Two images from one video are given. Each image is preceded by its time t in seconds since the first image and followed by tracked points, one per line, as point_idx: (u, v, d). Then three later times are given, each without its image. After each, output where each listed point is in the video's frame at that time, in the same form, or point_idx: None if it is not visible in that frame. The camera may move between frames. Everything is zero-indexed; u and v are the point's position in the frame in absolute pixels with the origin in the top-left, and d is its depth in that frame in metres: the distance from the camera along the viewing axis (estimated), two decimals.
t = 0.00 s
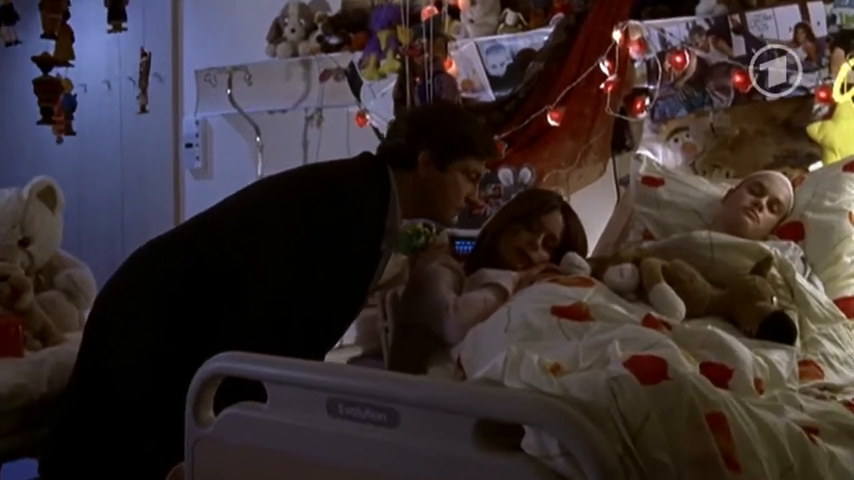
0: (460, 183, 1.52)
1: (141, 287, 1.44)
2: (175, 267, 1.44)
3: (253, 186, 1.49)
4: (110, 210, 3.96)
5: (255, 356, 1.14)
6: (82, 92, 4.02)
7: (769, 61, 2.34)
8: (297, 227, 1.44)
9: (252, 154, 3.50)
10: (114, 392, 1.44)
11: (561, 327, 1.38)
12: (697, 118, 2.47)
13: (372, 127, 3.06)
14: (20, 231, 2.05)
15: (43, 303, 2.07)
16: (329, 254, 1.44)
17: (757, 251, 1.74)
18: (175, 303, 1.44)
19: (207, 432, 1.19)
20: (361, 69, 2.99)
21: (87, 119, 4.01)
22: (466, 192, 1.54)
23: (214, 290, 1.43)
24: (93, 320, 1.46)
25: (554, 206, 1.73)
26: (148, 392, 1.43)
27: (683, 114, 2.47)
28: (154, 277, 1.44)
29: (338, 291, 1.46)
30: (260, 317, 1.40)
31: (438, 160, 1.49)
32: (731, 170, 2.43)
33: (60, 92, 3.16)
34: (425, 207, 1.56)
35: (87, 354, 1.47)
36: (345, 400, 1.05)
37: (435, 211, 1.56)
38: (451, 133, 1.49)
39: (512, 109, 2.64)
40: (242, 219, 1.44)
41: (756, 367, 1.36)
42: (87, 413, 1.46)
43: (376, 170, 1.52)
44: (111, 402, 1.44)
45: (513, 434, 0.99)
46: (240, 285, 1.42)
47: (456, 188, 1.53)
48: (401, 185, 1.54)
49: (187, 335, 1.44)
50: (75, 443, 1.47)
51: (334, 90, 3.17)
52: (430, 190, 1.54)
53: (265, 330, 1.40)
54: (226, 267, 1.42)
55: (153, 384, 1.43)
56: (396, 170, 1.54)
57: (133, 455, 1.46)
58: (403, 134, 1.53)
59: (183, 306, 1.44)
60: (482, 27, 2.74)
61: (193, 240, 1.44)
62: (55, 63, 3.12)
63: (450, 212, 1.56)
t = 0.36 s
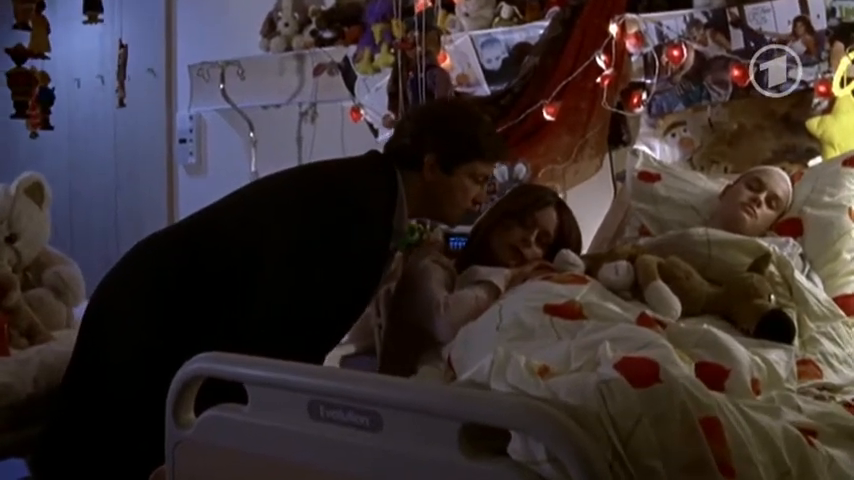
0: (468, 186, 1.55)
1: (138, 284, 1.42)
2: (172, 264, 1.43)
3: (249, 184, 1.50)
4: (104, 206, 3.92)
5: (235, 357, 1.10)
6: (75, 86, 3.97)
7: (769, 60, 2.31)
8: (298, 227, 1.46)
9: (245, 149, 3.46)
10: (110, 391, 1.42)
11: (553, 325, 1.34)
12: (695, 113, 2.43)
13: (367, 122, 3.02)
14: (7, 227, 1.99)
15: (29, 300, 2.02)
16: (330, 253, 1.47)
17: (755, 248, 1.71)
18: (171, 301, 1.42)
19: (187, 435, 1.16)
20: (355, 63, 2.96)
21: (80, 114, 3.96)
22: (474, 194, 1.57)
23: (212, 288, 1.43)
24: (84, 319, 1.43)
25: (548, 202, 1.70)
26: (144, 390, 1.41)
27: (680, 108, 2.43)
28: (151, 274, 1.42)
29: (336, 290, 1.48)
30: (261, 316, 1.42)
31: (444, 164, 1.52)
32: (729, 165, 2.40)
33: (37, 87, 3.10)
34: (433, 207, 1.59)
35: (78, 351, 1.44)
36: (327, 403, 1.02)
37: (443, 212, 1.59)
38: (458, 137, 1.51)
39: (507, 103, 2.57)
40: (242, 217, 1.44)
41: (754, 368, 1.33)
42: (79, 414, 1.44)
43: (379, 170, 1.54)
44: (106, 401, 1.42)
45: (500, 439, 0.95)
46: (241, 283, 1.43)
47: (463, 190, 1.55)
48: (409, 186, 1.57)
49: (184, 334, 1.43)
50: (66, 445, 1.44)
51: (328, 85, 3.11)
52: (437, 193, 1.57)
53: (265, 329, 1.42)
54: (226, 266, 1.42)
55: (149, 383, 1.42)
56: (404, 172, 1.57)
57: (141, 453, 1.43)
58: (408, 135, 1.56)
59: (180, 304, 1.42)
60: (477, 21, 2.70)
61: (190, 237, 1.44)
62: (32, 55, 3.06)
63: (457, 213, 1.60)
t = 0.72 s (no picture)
0: (471, 186, 1.62)
1: (131, 283, 1.38)
2: (166, 263, 1.38)
3: (248, 184, 1.46)
4: (96, 202, 3.88)
5: (212, 359, 1.07)
6: (67, 83, 3.93)
7: (768, 57, 2.27)
8: (298, 226, 1.41)
9: (238, 145, 3.43)
10: (102, 390, 1.39)
11: (545, 325, 1.31)
12: (691, 109, 2.39)
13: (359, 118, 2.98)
14: None
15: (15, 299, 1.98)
16: (330, 253, 1.42)
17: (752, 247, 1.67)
18: (165, 300, 1.38)
19: (166, 439, 1.12)
20: (347, 59, 2.94)
21: (72, 111, 3.92)
22: (479, 195, 1.65)
23: (208, 289, 1.38)
24: (79, 315, 1.40)
25: (540, 199, 1.64)
26: (135, 391, 1.38)
27: (677, 104, 2.40)
28: (145, 273, 1.38)
29: (336, 293, 1.43)
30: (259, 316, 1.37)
31: (448, 168, 1.59)
32: (725, 161, 2.36)
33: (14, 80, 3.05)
34: (435, 208, 1.66)
35: (71, 349, 1.41)
36: (306, 407, 0.98)
37: (446, 213, 1.66)
38: (460, 142, 1.58)
39: (502, 99, 2.52)
40: (239, 216, 1.40)
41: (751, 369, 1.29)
42: (70, 412, 1.41)
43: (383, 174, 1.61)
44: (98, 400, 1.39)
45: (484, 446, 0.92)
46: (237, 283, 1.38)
47: (468, 192, 1.63)
48: (412, 188, 1.64)
49: (178, 335, 1.39)
50: (57, 444, 1.42)
51: (321, 80, 3.11)
52: (440, 194, 1.64)
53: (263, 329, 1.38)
54: (221, 265, 1.38)
55: (140, 382, 1.38)
56: (408, 176, 1.63)
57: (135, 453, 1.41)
58: (412, 138, 1.62)
59: (173, 304, 1.38)
60: (471, 16, 2.67)
61: (186, 235, 1.39)
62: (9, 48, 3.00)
63: (459, 215, 1.66)
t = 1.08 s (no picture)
0: (472, 192, 1.44)
1: (123, 279, 1.34)
2: (160, 260, 1.34)
3: (251, 180, 1.40)
4: (86, 198, 3.82)
5: (189, 360, 1.04)
6: (57, 78, 3.88)
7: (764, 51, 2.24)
8: (293, 224, 1.34)
9: (230, 140, 3.39)
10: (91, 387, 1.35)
11: (534, 325, 1.26)
12: (687, 104, 2.36)
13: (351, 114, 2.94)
14: None
15: None
16: (324, 254, 1.34)
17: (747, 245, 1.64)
18: (158, 297, 1.34)
19: (142, 443, 1.09)
20: (339, 54, 2.90)
21: (62, 106, 3.86)
22: (479, 199, 1.47)
23: (204, 284, 1.34)
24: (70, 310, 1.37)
25: (532, 196, 1.60)
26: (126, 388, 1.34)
27: (672, 99, 2.36)
28: (138, 268, 1.34)
29: (332, 294, 1.36)
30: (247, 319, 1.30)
31: (445, 175, 1.41)
32: (721, 157, 2.32)
33: None
34: (435, 214, 1.49)
35: (63, 344, 1.38)
36: (283, 411, 0.95)
37: (447, 219, 1.50)
38: (457, 144, 1.39)
39: (496, 93, 2.49)
40: (235, 213, 1.35)
41: (747, 370, 1.26)
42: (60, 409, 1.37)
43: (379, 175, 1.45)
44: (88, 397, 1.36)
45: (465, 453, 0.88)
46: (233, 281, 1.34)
47: (467, 197, 1.45)
48: (410, 193, 1.47)
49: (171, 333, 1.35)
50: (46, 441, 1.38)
51: (313, 76, 3.07)
52: (440, 199, 1.46)
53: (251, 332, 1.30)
54: (218, 261, 1.34)
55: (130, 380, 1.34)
56: (406, 180, 1.46)
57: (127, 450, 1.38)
58: (409, 140, 1.44)
59: (168, 301, 1.34)
60: (465, 10, 2.64)
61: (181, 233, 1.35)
62: None
63: (462, 219, 1.49)
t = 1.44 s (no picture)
0: (466, 195, 1.41)
1: (113, 276, 1.30)
2: (150, 258, 1.30)
3: (243, 179, 1.37)
4: (78, 197, 3.77)
5: (168, 364, 1.01)
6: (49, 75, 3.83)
7: (761, 48, 2.21)
8: (285, 225, 1.30)
9: (221, 138, 3.36)
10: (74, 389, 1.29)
11: (523, 326, 1.22)
12: (683, 101, 2.32)
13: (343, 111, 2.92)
14: None
15: None
16: (318, 256, 1.30)
17: (742, 244, 1.61)
18: (147, 297, 1.30)
19: (118, 448, 1.06)
20: (332, 50, 2.87)
21: (54, 103, 3.82)
22: (473, 202, 1.44)
23: (194, 284, 1.30)
24: (56, 309, 1.32)
25: (524, 194, 1.57)
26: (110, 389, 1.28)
27: (667, 96, 2.34)
28: (128, 265, 1.30)
29: (323, 297, 1.32)
30: (237, 321, 1.25)
31: (440, 176, 1.38)
32: (717, 154, 2.28)
33: None
34: (427, 215, 1.47)
35: (45, 347, 1.31)
36: (260, 417, 0.92)
37: (439, 220, 1.47)
38: (452, 145, 1.37)
39: (489, 90, 2.45)
40: (229, 210, 1.32)
41: (741, 372, 1.22)
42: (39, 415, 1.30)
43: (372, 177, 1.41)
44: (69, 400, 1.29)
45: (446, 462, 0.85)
46: (223, 281, 1.29)
47: (462, 200, 1.42)
48: (403, 195, 1.44)
49: (160, 333, 1.30)
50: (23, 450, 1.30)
51: (305, 72, 3.05)
52: (434, 202, 1.44)
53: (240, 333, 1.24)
54: (209, 260, 1.30)
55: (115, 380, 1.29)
56: (398, 182, 1.43)
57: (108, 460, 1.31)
58: (403, 142, 1.42)
59: (158, 301, 1.30)
60: (457, 5, 2.60)
61: (172, 229, 1.31)
62: None
63: (455, 223, 1.47)
